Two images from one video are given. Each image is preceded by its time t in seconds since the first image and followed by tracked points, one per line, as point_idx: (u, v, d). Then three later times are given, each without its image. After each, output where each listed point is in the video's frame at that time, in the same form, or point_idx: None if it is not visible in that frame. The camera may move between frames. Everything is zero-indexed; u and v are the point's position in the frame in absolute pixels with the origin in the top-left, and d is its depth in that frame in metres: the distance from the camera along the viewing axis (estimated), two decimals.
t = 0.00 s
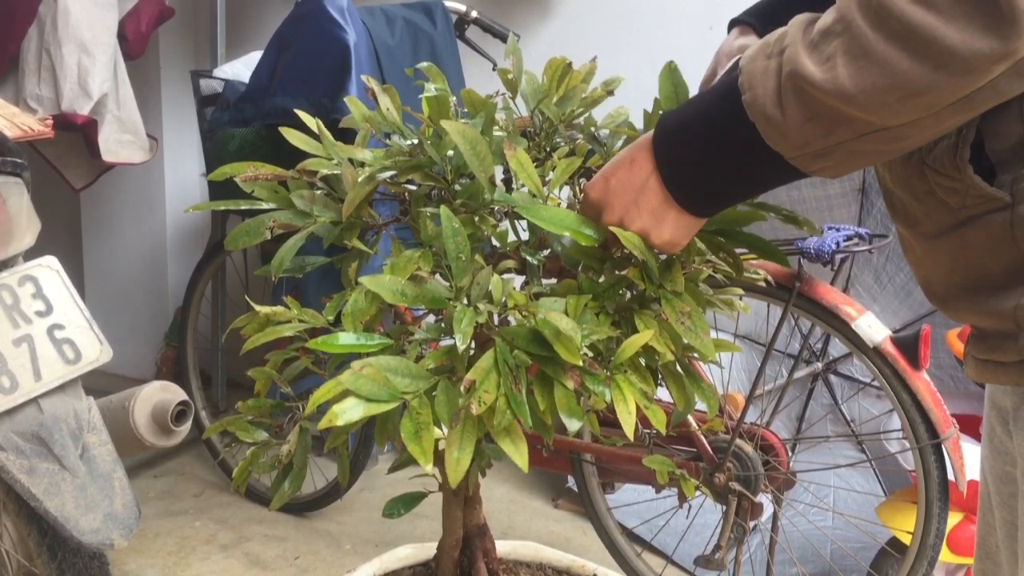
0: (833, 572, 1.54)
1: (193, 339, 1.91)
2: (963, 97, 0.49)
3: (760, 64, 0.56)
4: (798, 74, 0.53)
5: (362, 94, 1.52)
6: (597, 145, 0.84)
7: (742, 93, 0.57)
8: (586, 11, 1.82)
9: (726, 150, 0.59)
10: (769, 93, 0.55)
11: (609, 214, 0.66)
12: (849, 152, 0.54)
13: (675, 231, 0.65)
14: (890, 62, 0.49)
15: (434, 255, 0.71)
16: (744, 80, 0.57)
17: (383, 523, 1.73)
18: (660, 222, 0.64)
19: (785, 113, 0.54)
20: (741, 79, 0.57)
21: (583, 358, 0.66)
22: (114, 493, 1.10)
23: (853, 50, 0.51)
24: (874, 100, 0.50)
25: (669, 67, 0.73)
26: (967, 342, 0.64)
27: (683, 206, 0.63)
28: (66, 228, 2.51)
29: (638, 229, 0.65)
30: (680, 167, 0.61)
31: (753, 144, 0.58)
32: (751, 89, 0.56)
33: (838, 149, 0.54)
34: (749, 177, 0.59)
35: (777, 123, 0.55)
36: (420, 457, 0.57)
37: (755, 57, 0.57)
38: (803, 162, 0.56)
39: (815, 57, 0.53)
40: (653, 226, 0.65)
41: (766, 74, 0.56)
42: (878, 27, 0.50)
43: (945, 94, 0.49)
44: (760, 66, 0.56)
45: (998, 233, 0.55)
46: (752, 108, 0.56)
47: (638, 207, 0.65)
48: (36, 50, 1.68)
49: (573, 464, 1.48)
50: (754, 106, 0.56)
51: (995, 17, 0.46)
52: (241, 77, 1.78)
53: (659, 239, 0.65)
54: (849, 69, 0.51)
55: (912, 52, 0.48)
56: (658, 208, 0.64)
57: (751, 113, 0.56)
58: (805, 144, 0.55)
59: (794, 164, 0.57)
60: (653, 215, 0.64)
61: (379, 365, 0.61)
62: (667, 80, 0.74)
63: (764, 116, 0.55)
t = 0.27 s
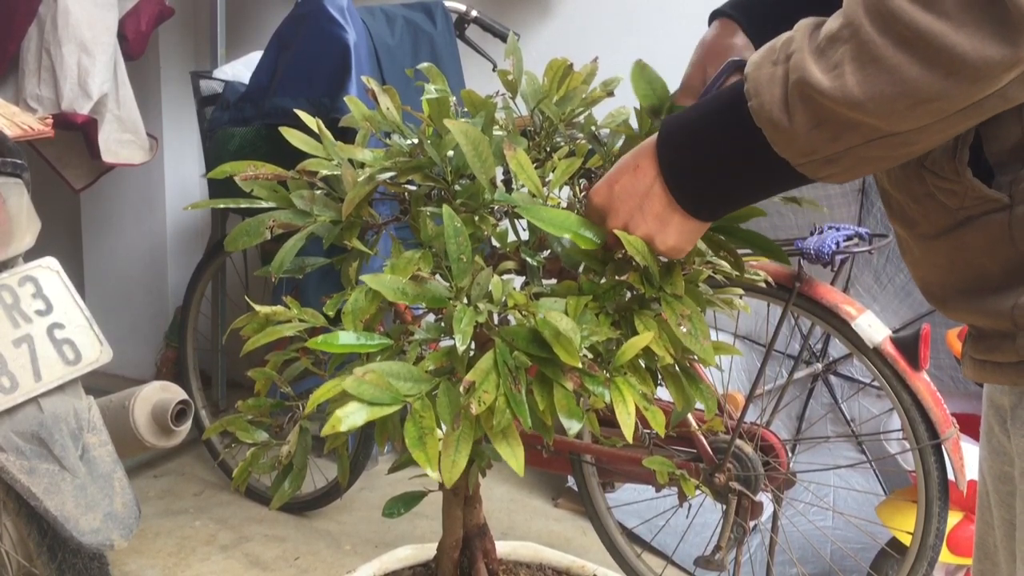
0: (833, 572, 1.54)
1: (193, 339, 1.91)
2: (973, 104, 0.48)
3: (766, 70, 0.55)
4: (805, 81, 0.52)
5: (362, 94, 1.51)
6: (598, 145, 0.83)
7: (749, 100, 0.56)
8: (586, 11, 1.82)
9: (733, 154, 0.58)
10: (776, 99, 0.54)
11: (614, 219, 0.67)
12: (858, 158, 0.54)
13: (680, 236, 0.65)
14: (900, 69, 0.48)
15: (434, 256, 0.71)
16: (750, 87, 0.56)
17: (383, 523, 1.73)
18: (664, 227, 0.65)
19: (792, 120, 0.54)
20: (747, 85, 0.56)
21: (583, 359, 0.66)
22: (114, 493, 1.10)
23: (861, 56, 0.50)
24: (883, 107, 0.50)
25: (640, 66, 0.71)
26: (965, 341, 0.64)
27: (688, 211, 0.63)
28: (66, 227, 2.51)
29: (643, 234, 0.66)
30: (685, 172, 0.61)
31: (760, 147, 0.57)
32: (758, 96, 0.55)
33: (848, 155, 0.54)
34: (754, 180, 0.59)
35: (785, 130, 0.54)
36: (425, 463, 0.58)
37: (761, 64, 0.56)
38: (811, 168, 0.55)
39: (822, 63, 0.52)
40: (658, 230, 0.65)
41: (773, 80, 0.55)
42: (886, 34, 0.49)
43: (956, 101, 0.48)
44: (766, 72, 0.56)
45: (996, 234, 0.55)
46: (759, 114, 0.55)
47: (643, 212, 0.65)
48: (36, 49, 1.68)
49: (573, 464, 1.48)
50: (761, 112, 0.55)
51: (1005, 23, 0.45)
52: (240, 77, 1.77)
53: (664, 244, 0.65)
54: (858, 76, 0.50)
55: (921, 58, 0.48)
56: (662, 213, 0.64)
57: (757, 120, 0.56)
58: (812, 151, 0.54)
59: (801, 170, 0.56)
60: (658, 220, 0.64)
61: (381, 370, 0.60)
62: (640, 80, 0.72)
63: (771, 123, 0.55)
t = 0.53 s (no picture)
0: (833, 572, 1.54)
1: (193, 339, 1.91)
2: (984, 107, 0.48)
3: (774, 71, 0.55)
4: (814, 83, 0.52)
5: (362, 94, 1.52)
6: (597, 145, 0.82)
7: (757, 100, 0.56)
8: (586, 11, 1.82)
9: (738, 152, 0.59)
10: (784, 101, 0.54)
11: (619, 214, 0.67)
12: (867, 160, 0.53)
13: (682, 235, 0.66)
14: (910, 72, 0.48)
15: (434, 255, 0.71)
16: (757, 87, 0.56)
17: (383, 523, 1.73)
18: (667, 225, 0.65)
19: (800, 121, 0.54)
20: (754, 86, 0.56)
21: (583, 358, 0.66)
22: (114, 493, 1.10)
23: (871, 59, 0.50)
24: (893, 110, 0.49)
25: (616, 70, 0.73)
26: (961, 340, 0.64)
27: (692, 209, 0.63)
28: (66, 228, 2.51)
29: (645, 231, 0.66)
30: (690, 169, 0.61)
31: (765, 144, 0.58)
32: (765, 97, 0.55)
33: (855, 157, 0.54)
34: (757, 179, 0.59)
35: (794, 132, 0.54)
36: (423, 461, 0.58)
37: (768, 64, 0.56)
38: (818, 169, 0.55)
39: (832, 65, 0.52)
40: (661, 228, 0.65)
41: (781, 81, 0.55)
42: (896, 37, 0.49)
43: (966, 105, 0.48)
44: (773, 73, 0.55)
45: (996, 234, 0.55)
46: (767, 115, 0.55)
47: (646, 208, 0.65)
48: (36, 50, 1.68)
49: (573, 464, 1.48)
50: (769, 113, 0.55)
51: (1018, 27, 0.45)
52: (240, 77, 1.78)
53: (666, 241, 0.66)
54: (868, 79, 0.50)
55: (931, 61, 0.47)
56: (666, 211, 0.64)
57: (765, 121, 0.56)
58: (820, 153, 0.54)
59: (807, 170, 0.56)
60: (661, 218, 0.65)
61: (381, 368, 0.60)
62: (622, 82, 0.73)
63: (779, 124, 0.55)
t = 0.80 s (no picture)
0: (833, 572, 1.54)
1: (193, 339, 1.91)
2: None
3: (818, 43, 0.49)
4: (871, 58, 0.46)
5: (362, 94, 1.52)
6: (598, 145, 0.84)
7: (798, 73, 0.49)
8: (586, 11, 1.82)
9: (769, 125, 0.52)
10: (832, 73, 0.48)
11: (624, 190, 0.57)
12: (916, 142, 0.48)
13: (695, 211, 0.56)
14: (981, 56, 0.43)
15: (434, 255, 0.71)
16: (800, 59, 0.49)
17: (383, 523, 1.73)
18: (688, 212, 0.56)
19: (852, 96, 0.47)
20: (796, 57, 0.50)
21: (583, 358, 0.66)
22: (114, 493, 1.10)
23: (935, 39, 0.44)
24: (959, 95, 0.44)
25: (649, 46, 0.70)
26: (959, 340, 0.64)
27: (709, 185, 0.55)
28: (66, 228, 2.51)
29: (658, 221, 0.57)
30: (713, 143, 0.54)
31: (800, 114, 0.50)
32: (809, 68, 0.49)
33: (902, 137, 0.48)
34: (785, 156, 0.52)
35: (844, 107, 0.48)
36: (420, 458, 0.58)
37: (811, 35, 0.49)
38: (858, 151, 0.50)
39: (889, 40, 0.46)
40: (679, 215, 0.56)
41: (826, 53, 0.48)
42: (964, 16, 0.43)
43: None
44: (818, 44, 0.49)
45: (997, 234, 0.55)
46: (812, 89, 0.49)
47: (657, 182, 0.56)
48: (37, 50, 1.68)
49: (573, 464, 1.48)
50: (815, 87, 0.48)
51: None
52: (240, 77, 1.78)
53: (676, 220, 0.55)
54: (932, 62, 0.44)
55: (1004, 44, 0.43)
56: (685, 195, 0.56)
57: (806, 95, 0.49)
58: (869, 131, 0.48)
59: (845, 146, 0.50)
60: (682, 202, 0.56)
61: (380, 368, 0.60)
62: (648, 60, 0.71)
63: (826, 98, 0.48)
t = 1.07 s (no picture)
0: (832, 572, 1.54)
1: (193, 339, 1.91)
2: None
3: None
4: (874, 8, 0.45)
5: (362, 94, 1.52)
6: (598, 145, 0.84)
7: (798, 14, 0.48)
8: (586, 11, 1.82)
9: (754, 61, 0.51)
10: (831, 17, 0.47)
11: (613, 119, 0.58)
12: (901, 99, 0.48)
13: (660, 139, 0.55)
14: (974, 17, 0.43)
15: (434, 255, 0.71)
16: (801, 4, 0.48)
17: (383, 523, 1.73)
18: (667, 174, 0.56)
19: (846, 41, 0.47)
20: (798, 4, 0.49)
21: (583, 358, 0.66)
22: (114, 493, 1.10)
23: None
24: (950, 52, 0.44)
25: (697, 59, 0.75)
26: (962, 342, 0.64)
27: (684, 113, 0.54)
28: (66, 228, 2.51)
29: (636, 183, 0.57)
30: (698, 82, 0.53)
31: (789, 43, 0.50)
32: (809, 12, 0.48)
33: (890, 91, 0.48)
34: (766, 97, 0.51)
35: (834, 52, 0.47)
36: (423, 457, 0.58)
37: None
38: (841, 106, 0.49)
39: None
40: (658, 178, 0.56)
41: None
42: None
43: None
44: None
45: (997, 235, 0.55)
46: (806, 33, 0.48)
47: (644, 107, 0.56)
48: (36, 50, 1.68)
49: (573, 464, 1.48)
50: (811, 29, 0.47)
51: None
52: (240, 77, 1.78)
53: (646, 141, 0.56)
54: (930, 18, 0.44)
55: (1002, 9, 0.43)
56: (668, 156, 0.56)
57: (802, 42, 0.48)
58: (854, 82, 0.47)
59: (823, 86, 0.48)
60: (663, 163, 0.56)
61: (382, 365, 0.60)
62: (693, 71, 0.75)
63: (820, 43, 0.47)
